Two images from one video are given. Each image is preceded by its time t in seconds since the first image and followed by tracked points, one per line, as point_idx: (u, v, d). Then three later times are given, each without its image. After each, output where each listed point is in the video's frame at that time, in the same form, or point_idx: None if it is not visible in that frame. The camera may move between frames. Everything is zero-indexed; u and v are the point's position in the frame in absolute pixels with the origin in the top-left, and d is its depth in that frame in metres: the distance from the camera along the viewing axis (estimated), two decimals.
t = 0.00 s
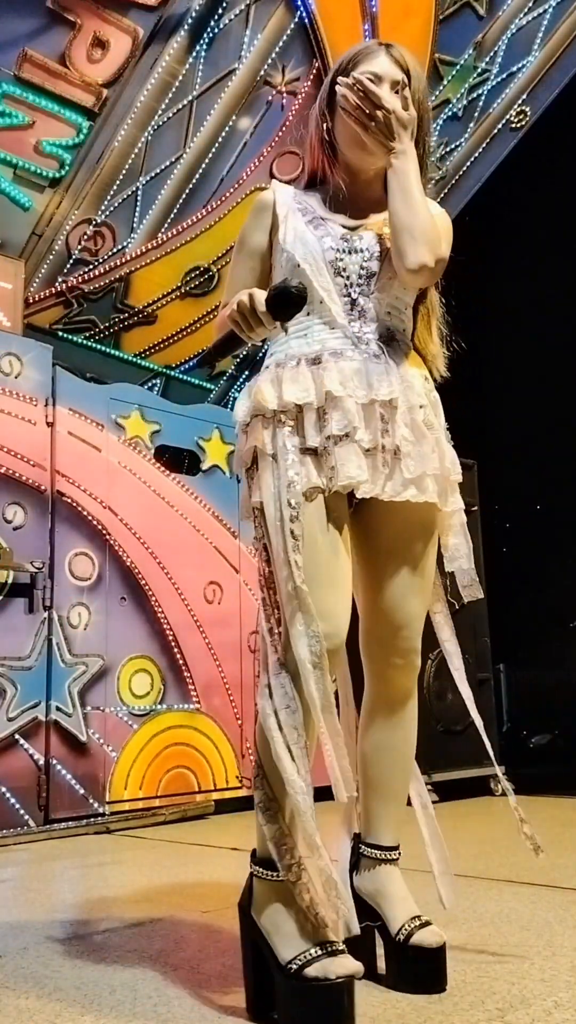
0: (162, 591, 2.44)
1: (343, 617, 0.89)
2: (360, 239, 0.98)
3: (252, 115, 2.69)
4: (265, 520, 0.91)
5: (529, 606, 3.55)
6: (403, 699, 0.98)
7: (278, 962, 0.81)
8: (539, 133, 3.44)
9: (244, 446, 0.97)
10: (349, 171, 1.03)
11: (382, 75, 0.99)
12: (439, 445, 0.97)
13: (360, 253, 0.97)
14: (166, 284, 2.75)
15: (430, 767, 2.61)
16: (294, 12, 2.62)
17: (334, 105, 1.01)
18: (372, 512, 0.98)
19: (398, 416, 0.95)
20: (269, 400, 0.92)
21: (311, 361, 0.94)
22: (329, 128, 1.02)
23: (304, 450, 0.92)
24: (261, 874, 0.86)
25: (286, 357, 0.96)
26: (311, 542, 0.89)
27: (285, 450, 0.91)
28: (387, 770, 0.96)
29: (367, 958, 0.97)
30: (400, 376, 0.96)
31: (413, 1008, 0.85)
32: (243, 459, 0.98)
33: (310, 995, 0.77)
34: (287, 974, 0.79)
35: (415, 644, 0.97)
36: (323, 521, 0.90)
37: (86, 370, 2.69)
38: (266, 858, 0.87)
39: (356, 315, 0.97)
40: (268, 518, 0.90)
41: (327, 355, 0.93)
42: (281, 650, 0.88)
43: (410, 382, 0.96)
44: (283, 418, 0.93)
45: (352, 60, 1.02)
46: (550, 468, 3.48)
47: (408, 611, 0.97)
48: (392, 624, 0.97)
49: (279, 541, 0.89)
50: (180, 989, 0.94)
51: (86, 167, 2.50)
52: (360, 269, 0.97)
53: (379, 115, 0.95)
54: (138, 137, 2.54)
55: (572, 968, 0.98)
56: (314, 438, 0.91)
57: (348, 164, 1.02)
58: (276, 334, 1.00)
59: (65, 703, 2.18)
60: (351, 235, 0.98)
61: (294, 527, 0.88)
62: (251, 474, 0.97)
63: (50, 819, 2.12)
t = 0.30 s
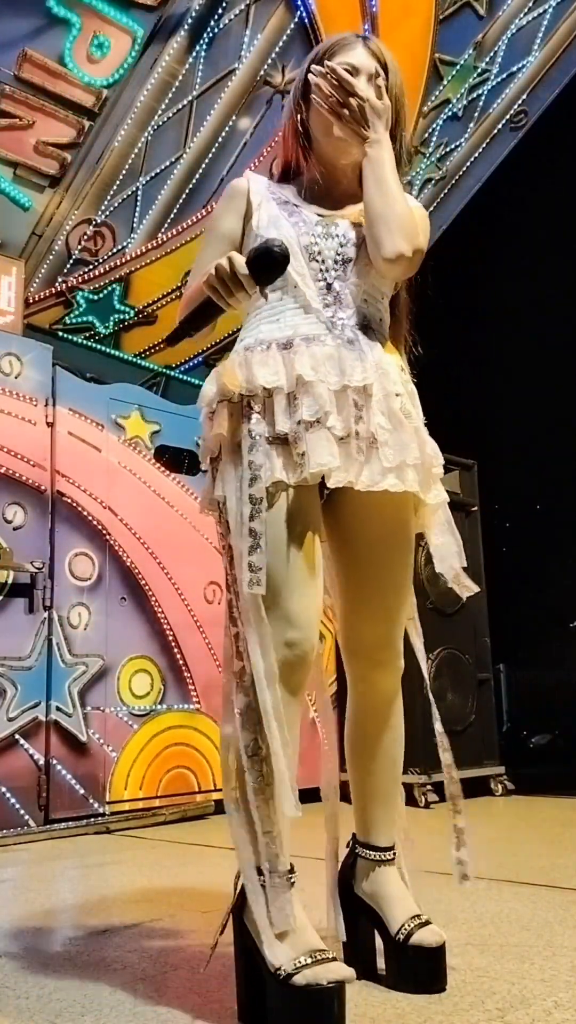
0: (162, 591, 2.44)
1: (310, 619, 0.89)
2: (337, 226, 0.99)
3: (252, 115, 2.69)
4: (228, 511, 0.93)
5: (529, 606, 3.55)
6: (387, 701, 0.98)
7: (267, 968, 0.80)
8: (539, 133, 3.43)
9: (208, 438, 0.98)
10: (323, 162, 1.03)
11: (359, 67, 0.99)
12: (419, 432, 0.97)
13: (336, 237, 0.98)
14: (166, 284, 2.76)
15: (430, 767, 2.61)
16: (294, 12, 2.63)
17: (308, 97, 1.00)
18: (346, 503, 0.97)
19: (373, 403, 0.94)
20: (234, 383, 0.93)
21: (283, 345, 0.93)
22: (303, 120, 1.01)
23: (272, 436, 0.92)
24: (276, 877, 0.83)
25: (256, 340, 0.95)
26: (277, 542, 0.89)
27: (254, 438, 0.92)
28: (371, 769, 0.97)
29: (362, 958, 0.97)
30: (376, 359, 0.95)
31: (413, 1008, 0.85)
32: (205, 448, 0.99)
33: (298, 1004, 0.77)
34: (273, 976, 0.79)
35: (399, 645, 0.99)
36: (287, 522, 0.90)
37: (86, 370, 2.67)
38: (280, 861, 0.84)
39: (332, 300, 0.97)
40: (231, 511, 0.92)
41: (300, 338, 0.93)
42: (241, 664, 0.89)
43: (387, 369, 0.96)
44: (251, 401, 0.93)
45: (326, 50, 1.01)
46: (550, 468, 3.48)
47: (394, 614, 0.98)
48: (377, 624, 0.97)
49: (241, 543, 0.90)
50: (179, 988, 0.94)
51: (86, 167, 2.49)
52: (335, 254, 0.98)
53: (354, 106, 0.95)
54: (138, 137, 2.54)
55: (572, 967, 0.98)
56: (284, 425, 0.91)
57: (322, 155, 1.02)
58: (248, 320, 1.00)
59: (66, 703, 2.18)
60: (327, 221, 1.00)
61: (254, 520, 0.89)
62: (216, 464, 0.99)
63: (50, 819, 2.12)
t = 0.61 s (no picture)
0: (162, 591, 2.44)
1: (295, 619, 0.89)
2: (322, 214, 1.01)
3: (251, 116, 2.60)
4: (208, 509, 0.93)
5: (529, 605, 3.55)
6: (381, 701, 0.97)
7: (266, 971, 0.81)
8: (537, 134, 3.41)
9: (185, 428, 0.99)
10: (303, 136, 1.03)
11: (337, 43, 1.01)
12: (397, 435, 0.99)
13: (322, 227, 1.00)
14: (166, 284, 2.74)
15: (430, 766, 2.61)
16: (293, 12, 2.61)
17: (285, 68, 1.01)
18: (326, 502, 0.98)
19: (357, 402, 0.95)
20: (218, 374, 0.93)
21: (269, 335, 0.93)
22: (279, 91, 1.01)
23: (258, 430, 0.92)
24: (267, 881, 0.84)
25: (241, 324, 0.94)
26: (258, 543, 0.90)
27: (238, 436, 0.91)
28: (363, 767, 0.96)
29: (361, 958, 0.97)
30: (358, 354, 0.97)
31: (413, 1008, 0.85)
32: (183, 439, 0.99)
33: (299, 1006, 0.77)
34: (273, 980, 0.79)
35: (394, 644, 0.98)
36: (269, 524, 0.90)
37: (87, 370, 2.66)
38: (270, 866, 0.84)
39: (319, 292, 0.97)
40: (209, 511, 0.91)
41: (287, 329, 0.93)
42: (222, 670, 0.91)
43: (371, 368, 0.97)
44: (234, 392, 0.93)
45: (304, 25, 1.03)
46: (550, 468, 3.48)
47: (387, 613, 0.97)
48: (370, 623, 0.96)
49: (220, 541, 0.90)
50: (179, 988, 0.94)
51: (86, 167, 2.50)
52: (322, 244, 0.99)
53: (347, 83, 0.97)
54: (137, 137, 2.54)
55: (572, 967, 0.98)
56: (273, 420, 0.90)
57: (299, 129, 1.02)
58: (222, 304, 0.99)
59: (65, 703, 2.18)
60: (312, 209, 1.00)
61: (234, 526, 0.89)
62: (191, 454, 0.99)
63: (50, 819, 2.12)
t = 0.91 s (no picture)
0: (162, 592, 2.44)
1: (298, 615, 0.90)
2: (321, 207, 0.98)
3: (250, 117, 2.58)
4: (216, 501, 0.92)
5: (529, 605, 3.54)
6: (377, 700, 0.97)
7: (267, 971, 0.81)
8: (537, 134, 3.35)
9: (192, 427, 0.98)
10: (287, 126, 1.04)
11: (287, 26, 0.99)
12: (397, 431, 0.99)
13: (322, 219, 0.98)
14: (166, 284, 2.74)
15: (430, 766, 2.61)
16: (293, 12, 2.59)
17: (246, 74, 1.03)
18: (327, 496, 0.98)
19: (359, 398, 0.95)
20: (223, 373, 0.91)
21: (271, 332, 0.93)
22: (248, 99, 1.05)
23: (262, 429, 0.92)
24: (263, 883, 0.83)
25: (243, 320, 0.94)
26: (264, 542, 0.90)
27: (246, 433, 0.91)
28: (360, 766, 0.96)
29: (360, 958, 0.97)
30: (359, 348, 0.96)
31: (413, 1008, 0.85)
32: (187, 439, 0.98)
33: (299, 1007, 0.77)
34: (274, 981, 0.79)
35: (394, 641, 0.97)
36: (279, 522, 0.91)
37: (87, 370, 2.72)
38: (268, 866, 0.84)
39: (318, 285, 0.96)
40: (220, 508, 0.90)
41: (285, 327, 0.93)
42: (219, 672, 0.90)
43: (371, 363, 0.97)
44: (239, 392, 0.92)
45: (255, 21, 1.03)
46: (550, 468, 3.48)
47: (388, 610, 0.97)
48: (367, 621, 0.96)
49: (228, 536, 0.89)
50: (179, 988, 0.94)
51: (86, 167, 2.50)
52: (321, 235, 0.97)
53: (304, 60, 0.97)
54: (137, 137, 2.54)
55: (572, 968, 0.98)
56: (279, 419, 0.90)
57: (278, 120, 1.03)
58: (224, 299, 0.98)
59: (65, 703, 2.18)
60: (311, 201, 0.98)
61: (255, 518, 0.89)
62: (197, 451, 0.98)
63: (50, 819, 2.12)
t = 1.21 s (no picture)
0: (162, 591, 2.44)
1: (300, 618, 0.89)
2: (321, 229, 0.98)
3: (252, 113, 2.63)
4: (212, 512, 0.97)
5: (530, 605, 3.54)
6: (368, 706, 0.99)
7: (267, 969, 0.81)
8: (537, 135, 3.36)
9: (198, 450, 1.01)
10: (290, 155, 1.05)
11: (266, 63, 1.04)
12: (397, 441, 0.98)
13: (320, 243, 0.98)
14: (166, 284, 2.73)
15: (430, 766, 2.61)
16: (294, 11, 2.56)
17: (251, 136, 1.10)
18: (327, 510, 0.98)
19: (354, 413, 0.94)
20: (218, 403, 0.95)
21: (267, 361, 0.95)
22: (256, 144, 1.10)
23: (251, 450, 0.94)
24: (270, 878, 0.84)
25: (243, 353, 0.97)
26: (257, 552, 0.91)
27: (232, 453, 0.94)
28: (356, 773, 0.99)
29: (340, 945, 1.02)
30: (355, 361, 0.95)
31: (412, 1008, 0.85)
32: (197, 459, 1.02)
33: (299, 1005, 0.77)
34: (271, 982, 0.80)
35: (377, 649, 0.98)
36: (270, 540, 0.91)
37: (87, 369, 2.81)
38: (271, 864, 0.84)
39: (315, 306, 0.97)
40: (216, 513, 0.96)
41: (280, 354, 0.94)
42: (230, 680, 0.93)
43: (369, 376, 0.96)
44: (233, 419, 0.96)
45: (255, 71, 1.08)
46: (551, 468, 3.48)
47: (382, 621, 0.99)
48: (356, 629, 0.97)
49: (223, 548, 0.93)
50: (179, 988, 0.94)
51: (86, 166, 2.49)
52: (320, 258, 0.97)
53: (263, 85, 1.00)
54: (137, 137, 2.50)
55: (572, 967, 0.98)
56: (261, 441, 0.93)
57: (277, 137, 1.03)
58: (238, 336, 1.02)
59: (65, 703, 2.18)
60: (310, 227, 0.98)
61: (237, 531, 0.92)
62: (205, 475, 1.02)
63: (50, 819, 2.12)
